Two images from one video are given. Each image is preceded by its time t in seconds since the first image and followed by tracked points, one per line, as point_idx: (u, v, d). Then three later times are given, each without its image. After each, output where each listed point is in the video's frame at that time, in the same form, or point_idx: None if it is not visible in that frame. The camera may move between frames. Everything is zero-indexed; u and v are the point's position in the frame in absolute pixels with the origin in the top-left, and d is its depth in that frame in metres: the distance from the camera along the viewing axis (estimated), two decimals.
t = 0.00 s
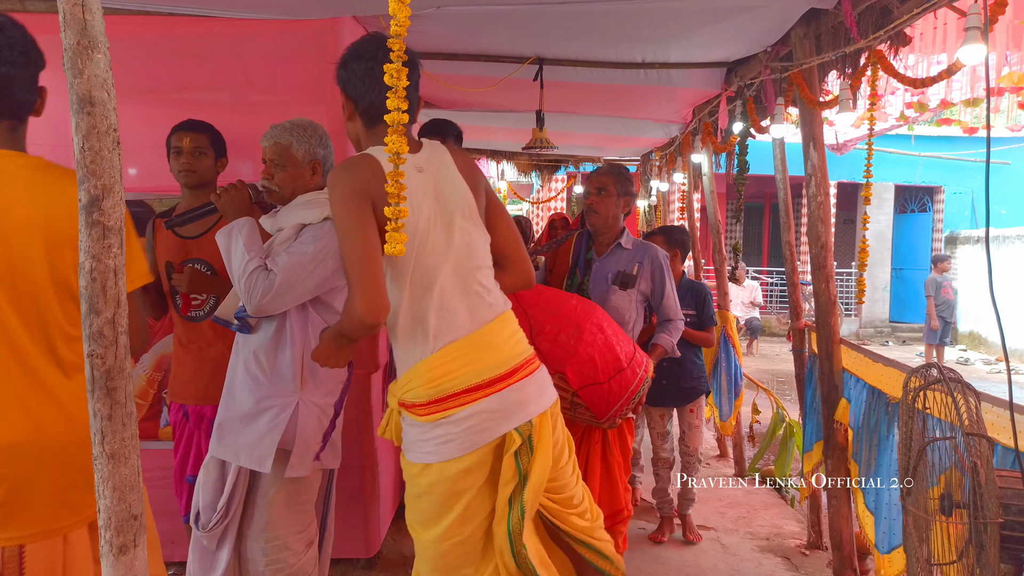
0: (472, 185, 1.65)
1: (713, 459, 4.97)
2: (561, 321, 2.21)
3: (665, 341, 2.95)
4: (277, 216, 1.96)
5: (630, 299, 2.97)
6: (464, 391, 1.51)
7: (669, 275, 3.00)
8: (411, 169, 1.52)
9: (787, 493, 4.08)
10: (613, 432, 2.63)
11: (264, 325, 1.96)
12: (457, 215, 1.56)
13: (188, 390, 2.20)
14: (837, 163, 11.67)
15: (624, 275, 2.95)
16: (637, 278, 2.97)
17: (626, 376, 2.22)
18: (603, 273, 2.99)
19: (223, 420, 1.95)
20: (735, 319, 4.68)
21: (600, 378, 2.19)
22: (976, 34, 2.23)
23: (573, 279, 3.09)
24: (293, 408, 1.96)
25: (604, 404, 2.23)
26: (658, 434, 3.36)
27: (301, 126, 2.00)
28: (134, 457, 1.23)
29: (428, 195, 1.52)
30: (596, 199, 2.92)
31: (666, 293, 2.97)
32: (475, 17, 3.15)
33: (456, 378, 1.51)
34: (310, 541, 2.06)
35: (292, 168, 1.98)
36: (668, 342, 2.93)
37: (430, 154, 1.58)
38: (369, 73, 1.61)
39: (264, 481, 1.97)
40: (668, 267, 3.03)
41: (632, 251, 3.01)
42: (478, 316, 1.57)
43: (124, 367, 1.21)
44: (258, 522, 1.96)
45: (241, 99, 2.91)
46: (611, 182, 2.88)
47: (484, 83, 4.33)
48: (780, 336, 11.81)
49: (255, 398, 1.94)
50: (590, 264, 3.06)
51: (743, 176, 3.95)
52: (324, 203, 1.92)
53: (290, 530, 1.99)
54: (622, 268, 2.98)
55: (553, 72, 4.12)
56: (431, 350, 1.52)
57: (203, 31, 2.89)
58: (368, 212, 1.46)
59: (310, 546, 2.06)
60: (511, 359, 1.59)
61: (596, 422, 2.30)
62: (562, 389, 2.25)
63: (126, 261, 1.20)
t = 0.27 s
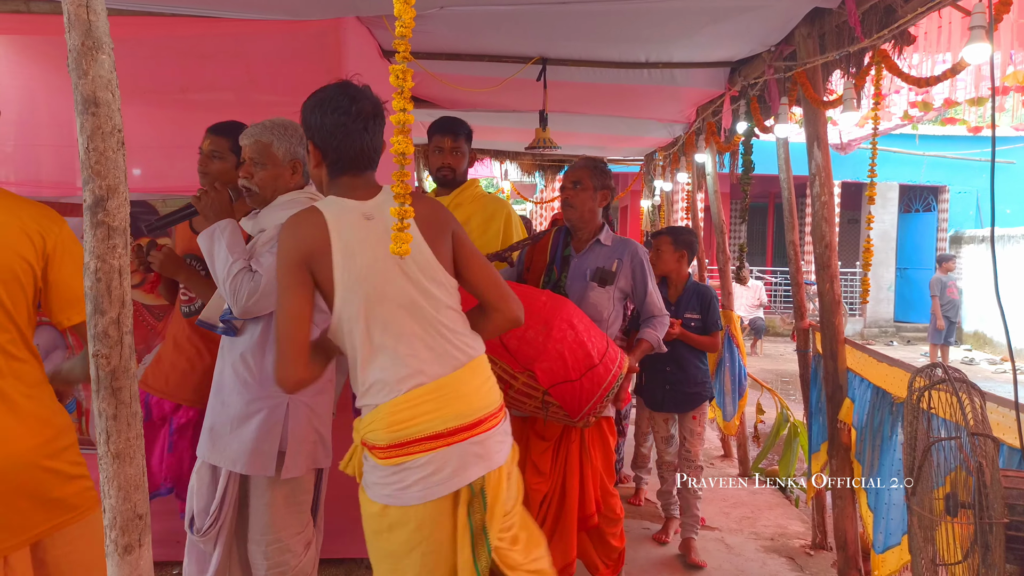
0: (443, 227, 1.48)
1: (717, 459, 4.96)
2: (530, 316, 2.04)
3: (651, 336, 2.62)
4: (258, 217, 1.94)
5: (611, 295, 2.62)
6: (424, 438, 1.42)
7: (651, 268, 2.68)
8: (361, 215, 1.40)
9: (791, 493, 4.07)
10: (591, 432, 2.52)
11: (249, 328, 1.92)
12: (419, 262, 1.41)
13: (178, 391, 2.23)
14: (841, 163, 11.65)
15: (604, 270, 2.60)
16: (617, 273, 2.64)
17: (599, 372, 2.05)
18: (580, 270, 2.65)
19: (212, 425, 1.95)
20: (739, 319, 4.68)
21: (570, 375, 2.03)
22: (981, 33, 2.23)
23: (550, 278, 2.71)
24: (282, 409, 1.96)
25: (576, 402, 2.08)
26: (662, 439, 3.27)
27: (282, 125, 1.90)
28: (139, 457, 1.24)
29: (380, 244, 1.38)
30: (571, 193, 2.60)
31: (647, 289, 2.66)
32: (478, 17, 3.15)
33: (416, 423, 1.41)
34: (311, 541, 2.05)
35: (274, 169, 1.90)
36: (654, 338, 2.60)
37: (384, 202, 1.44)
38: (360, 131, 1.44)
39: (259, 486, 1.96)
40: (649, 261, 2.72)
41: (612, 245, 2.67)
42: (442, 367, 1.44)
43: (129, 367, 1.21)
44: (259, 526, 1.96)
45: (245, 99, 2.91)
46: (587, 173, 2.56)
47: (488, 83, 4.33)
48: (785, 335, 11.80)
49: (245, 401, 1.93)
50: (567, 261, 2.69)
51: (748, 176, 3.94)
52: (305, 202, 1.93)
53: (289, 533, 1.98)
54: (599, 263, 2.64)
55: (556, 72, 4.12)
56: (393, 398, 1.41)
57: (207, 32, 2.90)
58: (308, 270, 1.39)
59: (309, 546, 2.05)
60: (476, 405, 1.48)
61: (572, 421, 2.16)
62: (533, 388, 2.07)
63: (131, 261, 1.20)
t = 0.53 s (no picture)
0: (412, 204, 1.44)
1: (721, 460, 4.96)
2: (504, 317, 2.02)
3: (628, 344, 2.46)
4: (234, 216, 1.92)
5: (589, 299, 2.52)
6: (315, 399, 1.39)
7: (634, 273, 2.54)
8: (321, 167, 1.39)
9: (796, 495, 4.07)
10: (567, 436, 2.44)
11: (225, 325, 1.91)
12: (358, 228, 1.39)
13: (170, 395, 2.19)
14: (846, 163, 11.63)
15: (585, 272, 2.51)
16: (597, 277, 2.52)
17: (572, 374, 2.04)
18: (561, 273, 2.55)
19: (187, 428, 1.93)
20: (743, 320, 4.68)
21: (541, 377, 2.02)
22: (986, 33, 2.23)
23: (531, 281, 2.63)
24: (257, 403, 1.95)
25: (549, 404, 2.06)
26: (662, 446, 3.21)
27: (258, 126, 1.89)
28: (145, 458, 1.24)
29: (326, 202, 1.37)
30: (552, 195, 2.53)
31: (628, 295, 2.52)
32: (482, 19, 3.15)
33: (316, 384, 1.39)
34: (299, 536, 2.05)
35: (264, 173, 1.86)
36: (631, 346, 2.43)
37: (357, 158, 1.41)
38: (357, 91, 1.45)
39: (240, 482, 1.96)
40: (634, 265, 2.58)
41: (595, 248, 2.57)
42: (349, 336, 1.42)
43: (135, 369, 1.21)
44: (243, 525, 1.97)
45: (249, 101, 2.92)
46: (566, 175, 2.48)
47: (491, 84, 4.33)
48: (789, 336, 11.79)
49: (220, 399, 1.93)
50: (549, 264, 2.60)
51: (752, 177, 3.94)
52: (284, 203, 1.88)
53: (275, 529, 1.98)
54: (580, 267, 2.54)
55: (560, 73, 4.12)
56: (303, 348, 1.39)
57: (211, 34, 2.91)
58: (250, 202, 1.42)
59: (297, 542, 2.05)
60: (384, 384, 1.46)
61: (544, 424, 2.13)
62: (503, 388, 2.05)
63: (137, 263, 1.21)
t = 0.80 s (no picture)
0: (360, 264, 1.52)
1: (725, 461, 4.96)
2: (488, 316, 2.05)
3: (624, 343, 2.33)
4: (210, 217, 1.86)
5: (580, 300, 2.38)
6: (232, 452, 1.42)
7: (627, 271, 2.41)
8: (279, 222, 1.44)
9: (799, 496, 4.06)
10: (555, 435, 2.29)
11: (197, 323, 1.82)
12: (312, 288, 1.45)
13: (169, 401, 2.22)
14: (850, 163, 11.61)
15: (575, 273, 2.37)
16: (587, 276, 2.39)
17: (559, 374, 2.03)
18: (550, 272, 2.40)
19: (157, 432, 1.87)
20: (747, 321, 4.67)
21: (527, 377, 2.01)
22: (990, 33, 2.22)
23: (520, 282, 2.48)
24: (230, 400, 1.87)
25: (537, 405, 2.04)
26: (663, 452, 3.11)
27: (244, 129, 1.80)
28: (150, 458, 1.24)
29: (285, 261, 1.42)
30: (543, 192, 2.37)
31: (622, 293, 2.38)
32: (485, 19, 3.15)
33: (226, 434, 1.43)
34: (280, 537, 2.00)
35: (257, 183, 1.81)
36: (628, 343, 2.32)
37: (320, 220, 1.48)
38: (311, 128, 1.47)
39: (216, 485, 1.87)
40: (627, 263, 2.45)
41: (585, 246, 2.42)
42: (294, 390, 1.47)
43: (140, 368, 1.22)
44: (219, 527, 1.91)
45: (253, 101, 2.93)
46: (560, 171, 2.31)
47: (495, 84, 4.33)
48: (793, 337, 11.77)
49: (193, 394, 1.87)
50: (537, 263, 2.45)
51: (756, 177, 3.93)
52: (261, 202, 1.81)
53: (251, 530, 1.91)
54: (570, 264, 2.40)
55: (563, 73, 4.12)
56: (227, 393, 1.43)
57: (216, 35, 2.92)
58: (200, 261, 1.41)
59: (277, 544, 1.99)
60: (295, 444, 1.47)
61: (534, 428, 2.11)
62: (489, 391, 2.05)
63: (142, 264, 1.21)
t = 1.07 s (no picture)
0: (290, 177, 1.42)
1: (731, 462, 4.95)
2: (467, 319, 1.96)
3: (613, 351, 2.31)
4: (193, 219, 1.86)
5: (572, 304, 2.37)
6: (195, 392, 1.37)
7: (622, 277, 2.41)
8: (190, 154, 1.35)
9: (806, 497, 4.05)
10: (544, 442, 2.25)
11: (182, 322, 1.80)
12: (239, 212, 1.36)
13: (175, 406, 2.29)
14: (856, 163, 11.58)
15: (567, 277, 2.36)
16: (581, 280, 2.38)
17: (536, 378, 1.95)
18: (545, 275, 2.41)
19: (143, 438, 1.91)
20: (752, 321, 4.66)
21: (503, 381, 1.92)
22: (998, 33, 2.21)
23: (516, 286, 2.46)
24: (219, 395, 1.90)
25: (513, 412, 1.94)
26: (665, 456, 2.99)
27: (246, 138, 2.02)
28: (157, 457, 1.25)
29: (200, 188, 1.34)
30: (543, 194, 2.34)
31: (615, 299, 2.37)
32: (491, 19, 3.15)
33: (189, 373, 1.37)
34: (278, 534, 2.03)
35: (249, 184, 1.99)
36: (615, 352, 2.30)
37: (231, 142, 1.37)
38: (201, 56, 1.37)
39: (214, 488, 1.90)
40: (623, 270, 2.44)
41: (581, 251, 2.42)
42: (244, 324, 1.40)
43: (148, 368, 1.22)
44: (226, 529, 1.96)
45: (260, 102, 2.93)
46: (560, 173, 2.30)
47: (501, 85, 4.33)
48: (799, 338, 11.75)
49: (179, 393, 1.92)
50: (534, 268, 2.44)
51: (762, 177, 3.93)
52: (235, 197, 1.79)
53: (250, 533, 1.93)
54: (565, 269, 2.40)
55: (569, 73, 4.11)
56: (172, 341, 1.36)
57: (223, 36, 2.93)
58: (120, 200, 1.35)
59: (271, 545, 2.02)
60: (263, 375, 1.42)
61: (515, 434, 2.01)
62: (465, 396, 1.96)
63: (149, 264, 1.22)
